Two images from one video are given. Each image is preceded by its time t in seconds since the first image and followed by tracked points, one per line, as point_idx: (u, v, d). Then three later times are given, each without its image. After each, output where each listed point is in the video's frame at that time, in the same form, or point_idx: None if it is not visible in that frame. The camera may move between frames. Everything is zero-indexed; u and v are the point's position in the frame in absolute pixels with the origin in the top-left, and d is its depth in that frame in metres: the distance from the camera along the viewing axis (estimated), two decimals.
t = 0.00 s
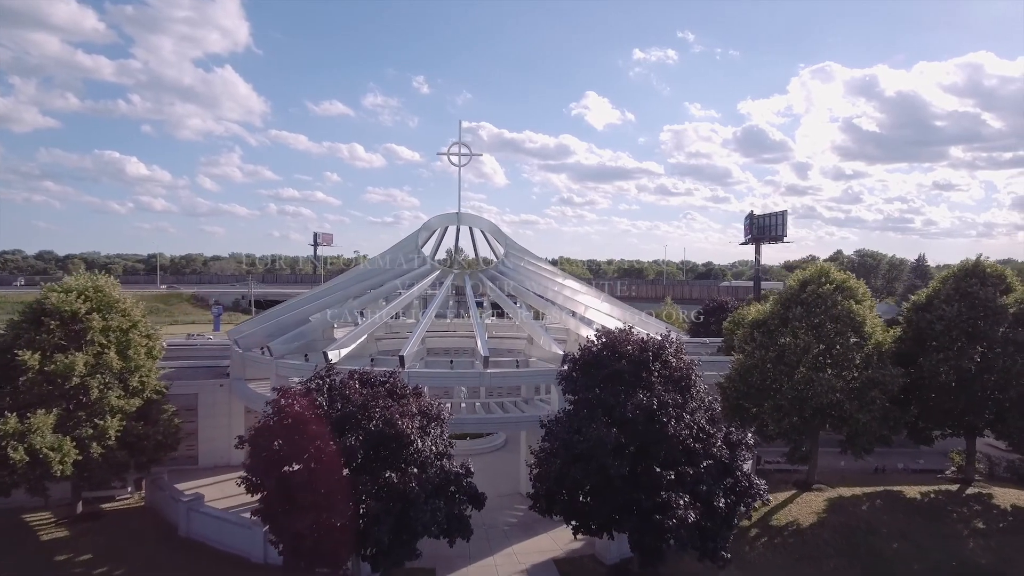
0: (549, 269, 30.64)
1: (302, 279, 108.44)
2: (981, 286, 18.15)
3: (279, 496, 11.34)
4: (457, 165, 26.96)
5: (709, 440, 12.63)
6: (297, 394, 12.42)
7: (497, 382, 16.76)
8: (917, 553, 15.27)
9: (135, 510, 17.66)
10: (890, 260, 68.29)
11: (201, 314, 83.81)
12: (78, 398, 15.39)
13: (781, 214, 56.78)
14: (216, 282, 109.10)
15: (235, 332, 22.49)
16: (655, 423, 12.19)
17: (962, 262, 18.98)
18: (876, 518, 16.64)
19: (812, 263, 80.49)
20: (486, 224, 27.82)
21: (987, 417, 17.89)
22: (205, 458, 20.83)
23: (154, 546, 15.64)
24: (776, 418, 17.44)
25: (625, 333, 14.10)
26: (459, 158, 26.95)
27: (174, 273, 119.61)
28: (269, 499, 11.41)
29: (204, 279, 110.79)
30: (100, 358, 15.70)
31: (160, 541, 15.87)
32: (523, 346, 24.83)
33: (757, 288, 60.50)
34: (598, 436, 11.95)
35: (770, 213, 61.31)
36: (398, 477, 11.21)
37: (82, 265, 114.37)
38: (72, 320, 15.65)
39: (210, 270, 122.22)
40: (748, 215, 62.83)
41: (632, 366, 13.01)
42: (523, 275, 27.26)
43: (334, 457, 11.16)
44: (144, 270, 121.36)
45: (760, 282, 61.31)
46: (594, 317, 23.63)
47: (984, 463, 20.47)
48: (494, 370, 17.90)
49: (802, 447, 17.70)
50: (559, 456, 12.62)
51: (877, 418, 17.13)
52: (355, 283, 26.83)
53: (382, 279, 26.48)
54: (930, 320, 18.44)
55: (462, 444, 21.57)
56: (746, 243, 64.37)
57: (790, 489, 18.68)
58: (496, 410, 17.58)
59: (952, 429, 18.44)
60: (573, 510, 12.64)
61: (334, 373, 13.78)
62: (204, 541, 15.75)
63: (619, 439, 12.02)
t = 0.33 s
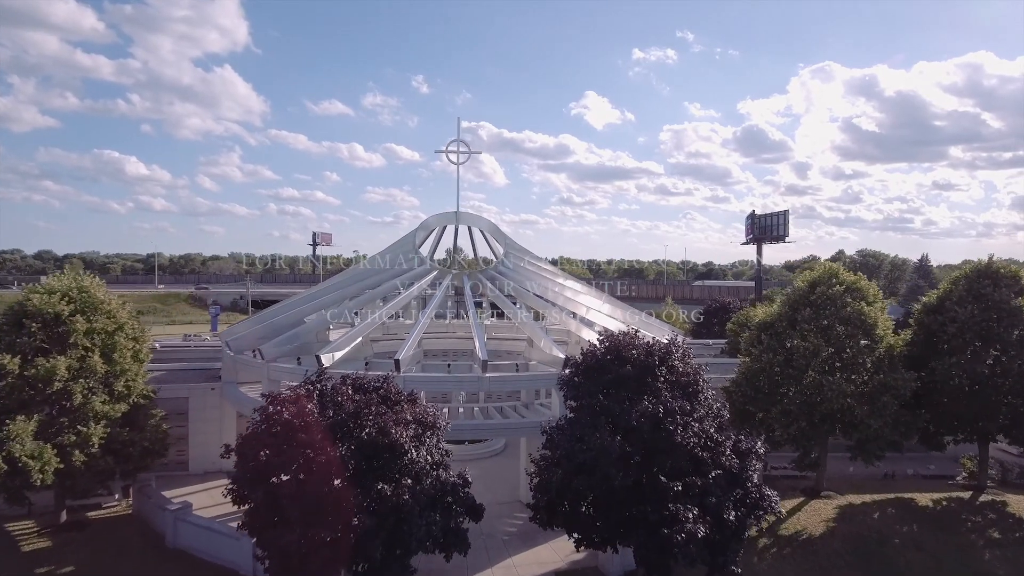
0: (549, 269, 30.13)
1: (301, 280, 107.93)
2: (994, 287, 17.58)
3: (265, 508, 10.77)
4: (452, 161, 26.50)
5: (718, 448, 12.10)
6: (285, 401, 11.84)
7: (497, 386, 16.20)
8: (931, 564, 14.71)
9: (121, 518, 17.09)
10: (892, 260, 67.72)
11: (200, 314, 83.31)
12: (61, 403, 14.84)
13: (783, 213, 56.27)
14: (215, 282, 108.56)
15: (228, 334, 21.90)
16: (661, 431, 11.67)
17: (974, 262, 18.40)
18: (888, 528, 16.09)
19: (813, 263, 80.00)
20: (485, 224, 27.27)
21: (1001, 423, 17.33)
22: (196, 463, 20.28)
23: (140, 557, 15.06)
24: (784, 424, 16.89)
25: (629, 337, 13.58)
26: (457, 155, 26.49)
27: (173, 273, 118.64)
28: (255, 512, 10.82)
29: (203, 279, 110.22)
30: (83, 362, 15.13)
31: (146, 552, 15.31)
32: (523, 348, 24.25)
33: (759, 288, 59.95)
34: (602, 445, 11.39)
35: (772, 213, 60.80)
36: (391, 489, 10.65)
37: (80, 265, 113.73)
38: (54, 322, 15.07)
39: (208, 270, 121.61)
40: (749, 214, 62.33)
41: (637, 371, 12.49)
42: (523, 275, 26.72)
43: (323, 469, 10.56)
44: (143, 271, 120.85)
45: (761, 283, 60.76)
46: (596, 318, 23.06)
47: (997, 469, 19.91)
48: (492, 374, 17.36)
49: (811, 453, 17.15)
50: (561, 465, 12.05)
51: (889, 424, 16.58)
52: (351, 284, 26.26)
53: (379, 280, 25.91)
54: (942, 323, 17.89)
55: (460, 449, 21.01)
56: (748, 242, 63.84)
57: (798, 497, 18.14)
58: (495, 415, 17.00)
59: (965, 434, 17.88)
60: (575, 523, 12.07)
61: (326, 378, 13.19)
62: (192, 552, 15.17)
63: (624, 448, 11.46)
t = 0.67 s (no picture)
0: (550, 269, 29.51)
1: (300, 280, 107.20)
2: (1010, 288, 16.92)
3: (249, 524, 10.16)
4: (452, 159, 24.05)
5: (728, 458, 11.51)
6: (272, 408, 11.24)
7: (495, 392, 15.57)
8: None
9: (106, 528, 16.45)
10: (895, 260, 67.10)
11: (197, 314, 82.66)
12: (40, 409, 14.18)
13: (785, 213, 55.74)
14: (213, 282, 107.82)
15: (219, 336, 21.25)
16: (669, 441, 11.08)
17: (989, 262, 17.74)
18: (903, 539, 15.47)
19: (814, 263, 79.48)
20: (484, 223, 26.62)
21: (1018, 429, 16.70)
22: (186, 470, 19.66)
23: (122, 569, 14.42)
24: (794, 430, 16.30)
25: (635, 340, 12.95)
26: (457, 153, 24.07)
27: (170, 273, 117.90)
28: (239, 527, 10.21)
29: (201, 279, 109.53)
30: (64, 367, 14.47)
31: (129, 563, 14.68)
32: (523, 351, 23.59)
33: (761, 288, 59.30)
34: (606, 455, 10.78)
35: (773, 213, 60.20)
36: (383, 503, 10.05)
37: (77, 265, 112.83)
38: (33, 324, 14.40)
39: (206, 270, 120.74)
40: (751, 214, 61.73)
41: (643, 377, 11.87)
42: (523, 275, 26.07)
43: (311, 481, 9.94)
44: (141, 271, 120.15)
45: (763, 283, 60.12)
46: (598, 319, 22.10)
47: (1011, 475, 19.29)
48: (491, 378, 16.73)
49: (821, 461, 16.55)
50: (562, 477, 11.45)
51: (903, 431, 15.97)
52: (346, 284, 25.60)
53: (374, 280, 25.25)
54: (957, 325, 17.25)
55: (457, 455, 20.37)
56: (749, 242, 63.26)
57: (807, 505, 17.54)
58: (493, 421, 16.35)
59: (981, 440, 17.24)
60: (577, 537, 11.47)
61: (316, 384, 12.57)
62: (177, 564, 14.54)
63: (629, 459, 10.86)
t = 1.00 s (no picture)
0: (551, 269, 28.90)
1: (298, 280, 106.59)
2: None
3: (232, 541, 9.55)
4: (452, 156, 24.91)
5: (738, 469, 10.92)
6: (257, 417, 10.62)
7: (493, 397, 14.93)
8: None
9: (89, 539, 15.81)
10: (897, 260, 66.54)
11: (195, 314, 82.05)
12: (16, 416, 13.47)
13: (788, 213, 55.14)
14: (211, 282, 107.25)
15: (209, 339, 20.61)
16: (677, 452, 10.49)
17: (1005, 262, 17.01)
18: (917, 549, 14.86)
19: (816, 263, 78.89)
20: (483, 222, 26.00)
21: None
22: (175, 476, 19.04)
23: None
24: (804, 437, 15.70)
25: (639, 344, 12.34)
26: (457, 150, 24.90)
27: (168, 273, 117.26)
28: (220, 544, 9.60)
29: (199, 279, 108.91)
30: (42, 371, 13.81)
31: None
32: (522, 352, 22.95)
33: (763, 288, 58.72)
34: (611, 467, 10.18)
35: (775, 212, 59.65)
36: (373, 520, 9.46)
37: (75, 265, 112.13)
38: (9, 326, 13.73)
39: (205, 271, 119.77)
40: (752, 214, 61.19)
41: (649, 383, 11.27)
42: (522, 275, 25.45)
43: (296, 496, 9.33)
44: (139, 270, 119.44)
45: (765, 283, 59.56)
46: (600, 321, 21.36)
47: None
48: (489, 382, 16.11)
49: (832, 468, 15.93)
50: (564, 489, 10.84)
51: (917, 438, 15.37)
52: (341, 284, 24.94)
53: (370, 280, 24.57)
54: (973, 327, 16.56)
55: (455, 461, 19.73)
56: (751, 242, 62.65)
57: (816, 513, 16.94)
58: (492, 428, 15.70)
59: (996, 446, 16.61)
60: (580, 554, 10.85)
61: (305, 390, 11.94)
62: None
63: (635, 470, 10.27)
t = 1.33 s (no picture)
0: (551, 269, 28.26)
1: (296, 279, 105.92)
2: None
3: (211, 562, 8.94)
4: (447, 155, 21.88)
5: (750, 482, 10.32)
6: (239, 428, 9.99)
7: (491, 404, 14.29)
8: None
9: (70, 550, 15.18)
10: (900, 260, 65.92)
11: (191, 315, 81.29)
12: None
13: (790, 212, 54.52)
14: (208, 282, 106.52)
15: (198, 341, 19.95)
16: (686, 465, 9.90)
17: None
18: (932, 561, 14.25)
19: (818, 262, 78.26)
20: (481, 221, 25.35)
21: None
22: (162, 484, 18.43)
23: None
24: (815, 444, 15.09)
25: (645, 349, 11.74)
26: (452, 148, 21.84)
27: (166, 273, 116.50)
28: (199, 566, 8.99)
29: (196, 279, 108.14)
30: (18, 377, 13.13)
31: None
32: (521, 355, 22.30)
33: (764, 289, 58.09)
34: (616, 481, 9.59)
35: (776, 212, 58.97)
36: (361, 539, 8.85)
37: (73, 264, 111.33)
38: None
39: (202, 270, 119.06)
40: (753, 213, 60.51)
41: (655, 391, 10.66)
42: (522, 275, 24.80)
43: (280, 515, 8.72)
44: (136, 270, 118.72)
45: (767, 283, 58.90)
46: (602, 323, 20.71)
47: None
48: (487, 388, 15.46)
49: (844, 477, 15.33)
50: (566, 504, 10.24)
51: (933, 446, 14.77)
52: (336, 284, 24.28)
53: (366, 280, 23.93)
54: (990, 331, 15.93)
55: (451, 467, 19.09)
56: (753, 242, 62.00)
57: (826, 523, 16.33)
58: (489, 435, 15.07)
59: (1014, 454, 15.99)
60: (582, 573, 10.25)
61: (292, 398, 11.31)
62: None
63: (641, 484, 9.67)
